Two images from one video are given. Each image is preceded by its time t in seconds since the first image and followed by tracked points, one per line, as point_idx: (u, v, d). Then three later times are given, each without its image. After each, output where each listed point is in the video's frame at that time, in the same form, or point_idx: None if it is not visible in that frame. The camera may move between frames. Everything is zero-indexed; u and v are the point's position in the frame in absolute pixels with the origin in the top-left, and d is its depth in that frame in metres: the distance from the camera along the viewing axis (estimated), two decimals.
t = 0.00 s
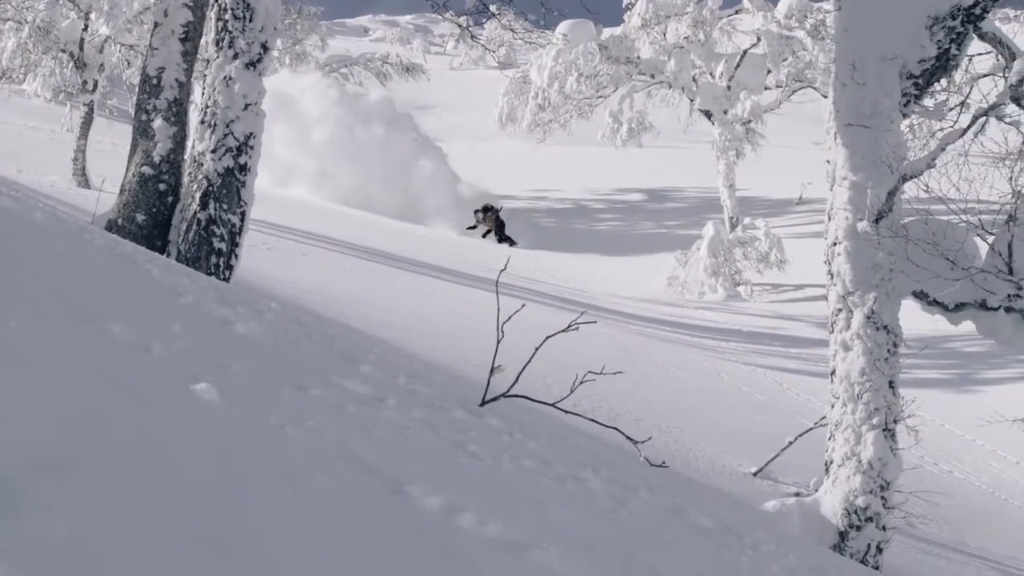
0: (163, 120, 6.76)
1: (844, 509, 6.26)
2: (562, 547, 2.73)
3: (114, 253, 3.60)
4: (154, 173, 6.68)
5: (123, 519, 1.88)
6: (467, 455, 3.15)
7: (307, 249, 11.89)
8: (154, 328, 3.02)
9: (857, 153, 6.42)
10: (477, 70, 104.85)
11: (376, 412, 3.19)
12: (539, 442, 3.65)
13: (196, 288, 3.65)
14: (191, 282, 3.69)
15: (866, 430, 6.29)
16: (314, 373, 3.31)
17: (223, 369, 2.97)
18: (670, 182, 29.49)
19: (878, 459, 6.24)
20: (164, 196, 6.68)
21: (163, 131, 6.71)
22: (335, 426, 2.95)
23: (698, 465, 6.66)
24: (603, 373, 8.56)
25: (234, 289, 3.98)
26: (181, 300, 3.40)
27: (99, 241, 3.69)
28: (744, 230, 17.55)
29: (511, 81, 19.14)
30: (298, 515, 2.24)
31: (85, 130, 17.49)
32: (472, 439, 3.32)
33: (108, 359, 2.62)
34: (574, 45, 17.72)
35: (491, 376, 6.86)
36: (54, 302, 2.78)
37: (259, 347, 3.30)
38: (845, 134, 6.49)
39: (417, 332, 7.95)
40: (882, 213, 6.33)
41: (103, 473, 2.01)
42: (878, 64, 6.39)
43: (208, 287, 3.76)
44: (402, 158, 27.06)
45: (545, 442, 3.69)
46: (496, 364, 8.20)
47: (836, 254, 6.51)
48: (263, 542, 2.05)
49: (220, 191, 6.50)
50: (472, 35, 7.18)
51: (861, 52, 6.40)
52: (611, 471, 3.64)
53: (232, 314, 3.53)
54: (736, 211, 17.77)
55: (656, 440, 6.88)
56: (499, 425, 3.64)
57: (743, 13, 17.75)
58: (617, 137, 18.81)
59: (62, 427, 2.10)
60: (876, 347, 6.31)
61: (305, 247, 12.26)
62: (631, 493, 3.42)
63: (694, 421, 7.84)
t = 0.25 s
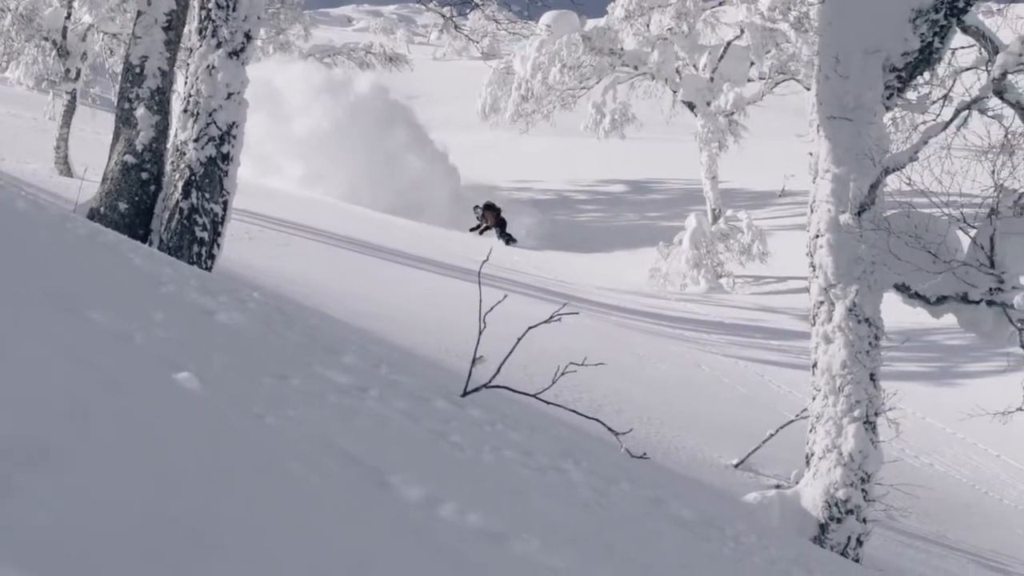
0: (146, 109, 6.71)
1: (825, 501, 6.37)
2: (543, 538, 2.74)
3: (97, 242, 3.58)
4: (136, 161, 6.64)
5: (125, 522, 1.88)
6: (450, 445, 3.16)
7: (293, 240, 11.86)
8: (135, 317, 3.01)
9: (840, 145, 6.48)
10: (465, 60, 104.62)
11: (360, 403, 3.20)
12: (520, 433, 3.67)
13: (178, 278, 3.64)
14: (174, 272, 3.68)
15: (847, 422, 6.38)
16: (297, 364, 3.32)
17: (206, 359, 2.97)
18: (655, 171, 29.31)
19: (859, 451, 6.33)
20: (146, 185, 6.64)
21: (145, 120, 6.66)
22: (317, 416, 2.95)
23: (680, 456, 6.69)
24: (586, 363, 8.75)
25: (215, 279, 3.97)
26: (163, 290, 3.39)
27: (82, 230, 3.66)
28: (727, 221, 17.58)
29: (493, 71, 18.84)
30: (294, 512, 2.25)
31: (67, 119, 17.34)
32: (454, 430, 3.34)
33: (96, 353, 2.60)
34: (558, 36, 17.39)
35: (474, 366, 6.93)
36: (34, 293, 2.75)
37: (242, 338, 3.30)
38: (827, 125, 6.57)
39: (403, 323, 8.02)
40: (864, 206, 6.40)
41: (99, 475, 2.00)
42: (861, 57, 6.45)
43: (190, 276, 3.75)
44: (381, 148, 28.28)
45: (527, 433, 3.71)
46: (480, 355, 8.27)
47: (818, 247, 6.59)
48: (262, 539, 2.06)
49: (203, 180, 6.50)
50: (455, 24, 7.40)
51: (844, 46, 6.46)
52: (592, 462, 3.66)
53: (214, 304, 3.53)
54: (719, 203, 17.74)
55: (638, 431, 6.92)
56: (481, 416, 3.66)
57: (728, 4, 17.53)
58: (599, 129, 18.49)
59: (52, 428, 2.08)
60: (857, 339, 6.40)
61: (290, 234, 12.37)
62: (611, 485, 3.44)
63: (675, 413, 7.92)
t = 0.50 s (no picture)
0: (131, 100, 6.66)
1: (808, 497, 6.40)
2: (525, 531, 2.74)
3: (81, 233, 3.57)
4: (120, 153, 6.60)
5: (122, 523, 1.87)
6: (433, 438, 3.17)
7: (282, 235, 11.85)
8: (120, 310, 3.01)
9: (824, 141, 6.46)
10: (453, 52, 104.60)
11: (344, 396, 3.21)
12: (503, 427, 3.68)
13: (161, 269, 3.64)
14: (157, 263, 3.67)
15: (830, 418, 6.40)
16: (281, 357, 3.32)
17: (190, 351, 2.97)
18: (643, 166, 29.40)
19: (841, 447, 6.37)
20: (131, 177, 6.60)
21: (130, 112, 6.60)
22: (302, 408, 2.95)
23: (662, 451, 6.73)
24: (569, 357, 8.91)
25: (199, 271, 3.96)
26: (147, 282, 3.39)
27: (66, 222, 3.64)
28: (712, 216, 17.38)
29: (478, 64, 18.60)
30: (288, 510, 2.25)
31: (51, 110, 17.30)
32: (436, 422, 3.35)
33: (84, 347, 2.59)
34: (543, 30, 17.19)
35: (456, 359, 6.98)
36: (19, 284, 2.74)
37: (227, 330, 3.31)
38: (812, 121, 6.54)
39: (391, 319, 8.09)
40: (848, 201, 6.37)
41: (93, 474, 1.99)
42: (846, 51, 6.42)
43: (174, 268, 3.74)
44: (368, 136, 29.04)
45: (510, 427, 3.73)
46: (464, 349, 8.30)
47: (802, 241, 6.56)
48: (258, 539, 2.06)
49: (187, 172, 6.49)
50: (440, 18, 7.80)
51: (830, 40, 6.44)
52: (575, 455, 3.68)
53: (198, 296, 3.53)
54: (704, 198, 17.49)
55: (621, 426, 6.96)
56: (464, 410, 3.68)
57: None
58: (584, 123, 18.34)
59: (43, 427, 2.07)
60: (840, 335, 6.40)
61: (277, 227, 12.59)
62: (594, 479, 3.45)
63: (660, 408, 7.98)
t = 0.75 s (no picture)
0: (116, 91, 6.50)
1: (792, 490, 6.45)
2: (510, 522, 2.75)
3: (64, 223, 3.54)
4: (106, 143, 6.44)
5: (118, 522, 1.87)
6: (417, 429, 3.19)
7: (270, 230, 11.87)
8: (105, 301, 3.00)
9: (809, 134, 6.51)
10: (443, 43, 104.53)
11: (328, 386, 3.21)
12: (487, 419, 3.70)
13: (147, 260, 3.64)
14: (143, 254, 3.67)
15: (815, 411, 6.45)
16: (266, 348, 3.32)
17: (176, 342, 2.97)
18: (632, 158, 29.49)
19: (826, 440, 6.41)
20: (116, 166, 6.44)
21: (116, 102, 6.44)
22: (287, 399, 2.96)
23: (645, 443, 6.87)
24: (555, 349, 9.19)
25: (184, 262, 3.95)
26: (133, 272, 3.39)
27: (51, 211, 3.61)
28: (696, 209, 17.40)
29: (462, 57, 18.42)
30: (283, 505, 2.26)
31: (36, 100, 17.31)
32: (421, 414, 3.36)
33: (71, 340, 2.58)
34: (528, 22, 17.02)
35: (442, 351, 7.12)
36: (6, 275, 2.72)
37: (212, 320, 3.31)
38: (797, 114, 6.60)
39: (374, 311, 8.20)
40: (833, 195, 6.42)
41: (86, 474, 1.98)
42: (832, 46, 6.46)
43: (160, 259, 3.74)
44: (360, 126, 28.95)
45: (495, 420, 3.75)
46: (450, 341, 8.44)
47: (787, 235, 6.61)
48: (254, 535, 2.07)
49: (173, 162, 6.34)
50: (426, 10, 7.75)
51: (815, 34, 6.49)
52: (559, 448, 3.71)
53: (183, 286, 3.53)
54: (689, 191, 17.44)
55: (604, 419, 7.10)
56: (448, 401, 3.70)
57: None
58: (569, 116, 18.32)
59: (39, 424, 2.07)
60: (825, 328, 6.46)
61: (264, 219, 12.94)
62: (578, 471, 3.47)
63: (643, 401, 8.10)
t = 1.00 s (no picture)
0: (102, 81, 6.42)
1: (776, 482, 6.49)
2: (496, 514, 2.75)
3: (50, 212, 3.53)
4: (92, 132, 6.39)
5: (110, 520, 1.87)
6: (401, 419, 3.20)
7: (262, 225, 11.86)
8: (91, 292, 2.99)
9: (795, 127, 6.52)
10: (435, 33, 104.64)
11: (313, 377, 3.22)
12: (473, 410, 3.72)
13: (132, 250, 3.62)
14: (127, 244, 3.64)
15: (800, 404, 6.47)
16: (252, 338, 3.32)
17: (162, 333, 2.96)
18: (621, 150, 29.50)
19: (810, 433, 6.45)
20: (102, 156, 6.40)
21: (103, 91, 6.39)
22: (273, 388, 2.97)
23: (630, 435, 6.98)
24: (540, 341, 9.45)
25: (170, 253, 3.94)
26: (118, 263, 3.38)
27: (34, 201, 3.58)
28: (683, 202, 17.86)
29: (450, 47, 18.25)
30: (273, 496, 2.26)
31: (22, 90, 17.37)
32: (406, 405, 3.37)
33: (58, 331, 2.56)
34: (516, 13, 16.93)
35: (428, 343, 7.29)
36: None
37: (198, 311, 3.31)
38: (783, 108, 6.60)
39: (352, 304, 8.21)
40: (819, 187, 6.41)
41: (75, 470, 1.97)
42: (819, 39, 6.49)
43: (144, 249, 3.72)
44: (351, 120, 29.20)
45: (481, 410, 3.77)
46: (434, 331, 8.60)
47: (773, 228, 6.61)
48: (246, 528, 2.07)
49: (159, 152, 6.31)
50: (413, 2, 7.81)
51: (801, 28, 6.52)
52: (544, 438, 3.73)
53: (169, 277, 3.53)
54: (675, 183, 17.84)
55: (590, 410, 7.22)
56: (433, 392, 3.71)
57: None
58: (556, 107, 18.33)
59: (30, 421, 2.06)
60: (811, 322, 6.46)
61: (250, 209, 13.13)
62: (564, 463, 3.49)
63: (624, 395, 8.11)
